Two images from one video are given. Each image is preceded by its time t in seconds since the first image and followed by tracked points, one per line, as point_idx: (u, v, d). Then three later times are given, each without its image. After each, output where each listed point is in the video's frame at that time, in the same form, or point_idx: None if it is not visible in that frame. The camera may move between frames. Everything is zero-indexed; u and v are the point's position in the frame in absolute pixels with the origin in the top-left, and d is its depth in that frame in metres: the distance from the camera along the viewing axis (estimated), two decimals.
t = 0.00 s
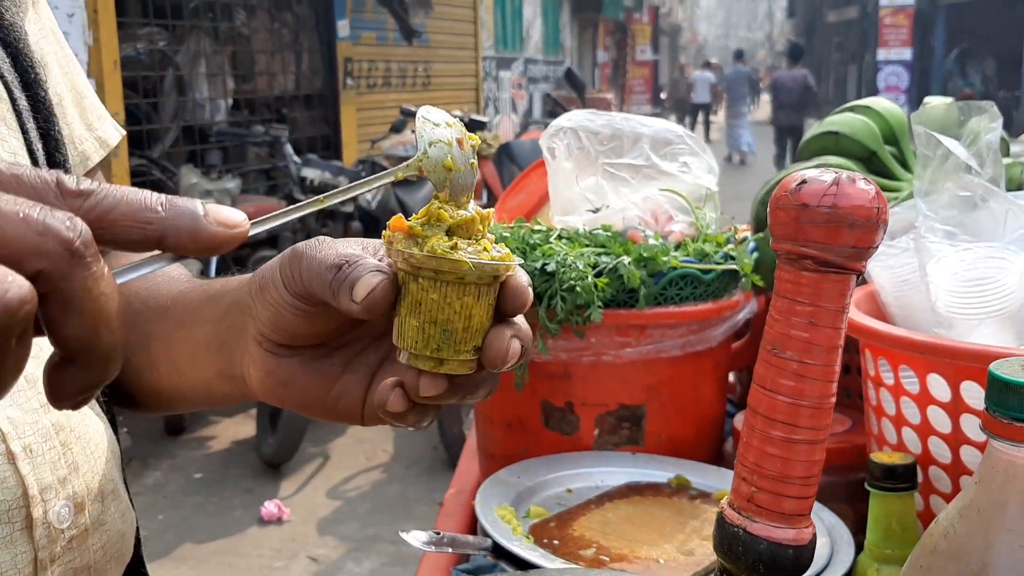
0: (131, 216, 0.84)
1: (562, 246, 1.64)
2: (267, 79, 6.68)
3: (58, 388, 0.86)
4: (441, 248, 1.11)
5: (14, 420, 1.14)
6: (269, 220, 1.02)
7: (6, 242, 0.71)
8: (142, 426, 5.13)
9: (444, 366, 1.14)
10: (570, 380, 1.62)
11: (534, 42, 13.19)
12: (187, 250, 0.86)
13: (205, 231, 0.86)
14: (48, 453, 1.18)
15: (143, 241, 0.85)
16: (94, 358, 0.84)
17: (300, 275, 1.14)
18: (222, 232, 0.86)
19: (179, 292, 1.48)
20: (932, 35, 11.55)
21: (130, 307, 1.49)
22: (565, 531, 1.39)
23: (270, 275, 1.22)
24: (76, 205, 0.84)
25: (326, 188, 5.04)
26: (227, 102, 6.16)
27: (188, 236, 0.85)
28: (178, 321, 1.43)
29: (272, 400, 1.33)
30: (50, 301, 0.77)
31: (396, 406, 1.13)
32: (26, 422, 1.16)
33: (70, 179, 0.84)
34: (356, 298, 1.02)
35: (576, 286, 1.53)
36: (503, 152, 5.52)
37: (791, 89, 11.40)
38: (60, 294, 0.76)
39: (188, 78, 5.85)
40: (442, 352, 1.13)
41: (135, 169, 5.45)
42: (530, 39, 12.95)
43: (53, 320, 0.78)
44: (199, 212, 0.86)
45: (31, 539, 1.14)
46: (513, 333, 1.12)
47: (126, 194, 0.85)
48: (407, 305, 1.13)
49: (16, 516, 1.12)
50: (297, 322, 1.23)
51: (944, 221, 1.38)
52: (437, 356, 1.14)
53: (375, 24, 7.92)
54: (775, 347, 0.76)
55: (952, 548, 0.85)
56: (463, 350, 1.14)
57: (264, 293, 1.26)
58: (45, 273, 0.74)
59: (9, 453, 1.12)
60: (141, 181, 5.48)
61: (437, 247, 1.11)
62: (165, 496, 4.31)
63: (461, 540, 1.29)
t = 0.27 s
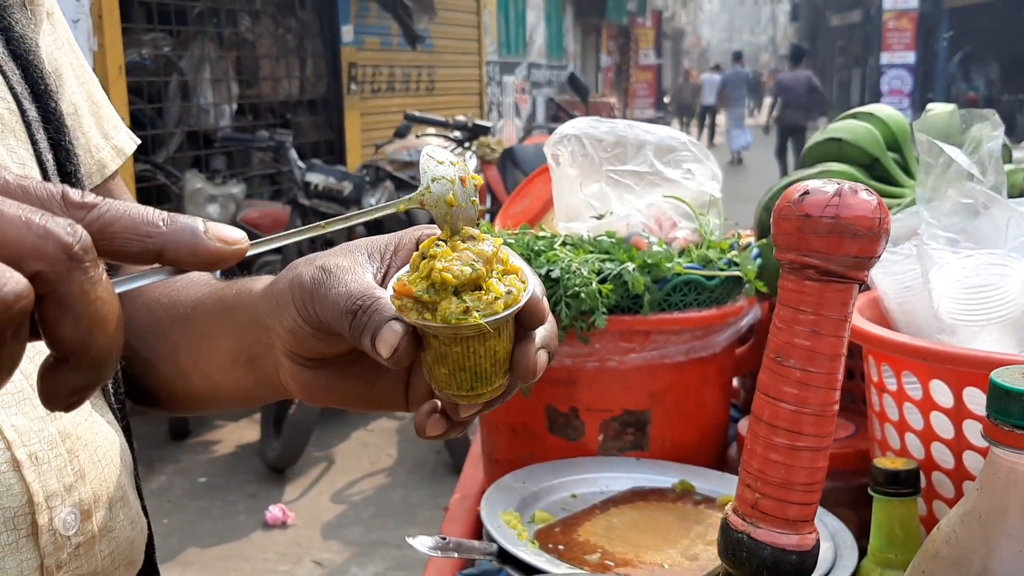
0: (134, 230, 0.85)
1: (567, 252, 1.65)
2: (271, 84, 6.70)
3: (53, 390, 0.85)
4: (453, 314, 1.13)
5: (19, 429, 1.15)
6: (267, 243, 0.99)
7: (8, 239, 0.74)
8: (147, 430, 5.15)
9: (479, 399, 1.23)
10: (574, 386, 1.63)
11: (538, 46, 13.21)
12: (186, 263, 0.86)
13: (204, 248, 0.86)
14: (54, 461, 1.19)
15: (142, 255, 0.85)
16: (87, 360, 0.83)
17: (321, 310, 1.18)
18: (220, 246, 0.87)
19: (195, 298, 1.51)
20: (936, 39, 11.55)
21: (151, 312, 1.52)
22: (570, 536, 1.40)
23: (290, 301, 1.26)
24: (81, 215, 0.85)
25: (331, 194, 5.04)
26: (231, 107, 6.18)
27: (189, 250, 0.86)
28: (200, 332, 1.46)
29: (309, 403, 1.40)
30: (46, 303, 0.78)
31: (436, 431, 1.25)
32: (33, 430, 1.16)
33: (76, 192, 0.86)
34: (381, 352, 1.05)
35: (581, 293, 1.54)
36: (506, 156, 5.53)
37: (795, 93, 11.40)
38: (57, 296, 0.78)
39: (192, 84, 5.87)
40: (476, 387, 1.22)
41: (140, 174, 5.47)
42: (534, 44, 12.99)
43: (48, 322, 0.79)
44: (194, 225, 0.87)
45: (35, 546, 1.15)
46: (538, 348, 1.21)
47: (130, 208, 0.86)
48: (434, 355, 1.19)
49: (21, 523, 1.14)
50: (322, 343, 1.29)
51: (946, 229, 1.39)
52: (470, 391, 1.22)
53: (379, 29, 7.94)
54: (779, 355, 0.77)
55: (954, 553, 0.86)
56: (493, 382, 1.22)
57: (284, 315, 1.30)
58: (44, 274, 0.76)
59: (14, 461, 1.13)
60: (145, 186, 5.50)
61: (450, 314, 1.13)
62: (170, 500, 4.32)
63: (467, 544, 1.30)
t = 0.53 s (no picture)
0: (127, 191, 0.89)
1: (569, 254, 1.65)
2: (274, 87, 6.71)
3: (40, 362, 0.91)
4: (452, 302, 1.12)
5: (31, 428, 1.15)
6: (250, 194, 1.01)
7: None
8: (149, 433, 5.15)
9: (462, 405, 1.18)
10: (577, 388, 1.63)
11: (540, 49, 13.22)
12: (171, 224, 0.90)
13: (189, 209, 0.90)
14: (66, 460, 1.19)
15: (127, 218, 0.89)
16: (73, 336, 0.90)
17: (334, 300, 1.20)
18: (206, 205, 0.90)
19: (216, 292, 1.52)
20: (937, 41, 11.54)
21: (157, 306, 1.52)
22: (573, 537, 1.40)
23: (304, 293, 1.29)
24: (59, 177, 0.89)
25: (332, 197, 5.07)
26: (234, 109, 6.19)
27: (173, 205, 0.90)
28: (217, 325, 1.48)
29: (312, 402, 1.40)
30: (28, 282, 0.83)
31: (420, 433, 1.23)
32: (45, 430, 1.17)
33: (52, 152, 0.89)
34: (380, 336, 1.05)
35: (583, 295, 1.54)
36: (508, 159, 5.54)
37: (796, 96, 11.40)
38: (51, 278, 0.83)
39: (195, 87, 5.88)
40: (461, 392, 1.17)
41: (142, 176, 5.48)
42: (536, 46, 12.98)
43: (31, 300, 0.85)
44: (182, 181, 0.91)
45: (48, 545, 1.15)
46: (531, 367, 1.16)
47: (113, 165, 0.90)
48: (430, 346, 1.16)
49: (34, 523, 1.14)
50: (331, 335, 1.30)
51: (948, 230, 1.39)
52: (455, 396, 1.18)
53: (381, 32, 7.95)
54: (781, 357, 0.77)
55: (956, 554, 0.86)
56: (481, 391, 1.18)
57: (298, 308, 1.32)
58: (24, 258, 0.81)
59: (28, 461, 1.14)
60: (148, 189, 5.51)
61: (448, 303, 1.12)
62: (172, 502, 4.32)
63: (470, 546, 1.30)
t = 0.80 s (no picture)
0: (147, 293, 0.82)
1: (567, 254, 1.65)
2: (274, 88, 6.72)
3: (84, 453, 0.87)
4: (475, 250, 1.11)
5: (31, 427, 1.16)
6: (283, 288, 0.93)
7: (24, 352, 0.73)
8: (149, 434, 5.15)
9: (423, 360, 1.12)
10: (575, 387, 1.63)
11: (540, 51, 13.22)
12: (200, 326, 0.83)
13: (219, 314, 0.83)
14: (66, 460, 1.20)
15: (159, 319, 0.82)
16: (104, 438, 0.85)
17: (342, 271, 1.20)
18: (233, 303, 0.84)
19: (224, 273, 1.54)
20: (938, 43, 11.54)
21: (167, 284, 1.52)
22: (570, 536, 1.40)
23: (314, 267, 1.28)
24: (95, 283, 0.81)
25: (332, 198, 5.08)
26: (234, 111, 6.18)
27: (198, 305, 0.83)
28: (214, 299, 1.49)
29: (276, 386, 1.38)
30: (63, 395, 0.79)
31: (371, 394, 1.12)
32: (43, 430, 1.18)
33: (88, 257, 0.81)
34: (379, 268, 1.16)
35: (582, 294, 1.54)
36: (508, 160, 5.54)
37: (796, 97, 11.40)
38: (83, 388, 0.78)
39: (194, 88, 5.88)
40: (428, 343, 1.12)
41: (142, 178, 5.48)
42: (536, 48, 12.98)
43: (70, 410, 0.80)
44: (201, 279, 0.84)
45: (48, 544, 1.15)
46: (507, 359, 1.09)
47: (147, 264, 0.83)
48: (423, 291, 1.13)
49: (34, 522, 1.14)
50: (329, 311, 1.29)
51: (947, 229, 1.39)
52: (425, 350, 1.12)
53: (381, 33, 7.95)
54: (777, 353, 0.77)
55: (952, 551, 0.86)
56: (453, 351, 1.11)
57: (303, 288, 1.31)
58: (60, 380, 0.76)
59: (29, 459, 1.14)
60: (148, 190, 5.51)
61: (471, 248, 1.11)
62: (172, 504, 4.32)
63: (468, 545, 1.30)
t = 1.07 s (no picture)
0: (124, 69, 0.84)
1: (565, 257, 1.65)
2: (273, 91, 6.72)
3: (83, 261, 0.90)
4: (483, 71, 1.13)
5: (33, 425, 1.09)
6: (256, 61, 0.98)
7: None
8: (148, 436, 5.15)
9: (523, 185, 1.10)
10: (573, 389, 1.63)
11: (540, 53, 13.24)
12: (179, 98, 0.86)
13: (193, 81, 0.86)
14: (71, 458, 1.12)
15: (134, 97, 0.84)
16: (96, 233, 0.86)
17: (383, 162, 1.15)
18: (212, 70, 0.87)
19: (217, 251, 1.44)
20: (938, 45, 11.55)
21: (169, 276, 1.42)
22: (568, 538, 1.39)
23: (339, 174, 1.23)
24: (51, 67, 0.82)
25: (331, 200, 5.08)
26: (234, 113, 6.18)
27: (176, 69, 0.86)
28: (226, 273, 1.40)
29: (348, 307, 1.33)
30: (35, 184, 0.79)
31: (487, 251, 1.09)
32: (48, 429, 1.10)
33: (41, 40, 0.83)
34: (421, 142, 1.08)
35: (580, 295, 1.54)
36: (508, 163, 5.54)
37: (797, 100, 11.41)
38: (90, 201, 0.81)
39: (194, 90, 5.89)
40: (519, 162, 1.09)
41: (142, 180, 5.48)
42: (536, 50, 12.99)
43: (47, 201, 0.81)
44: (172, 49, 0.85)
45: (54, 543, 1.10)
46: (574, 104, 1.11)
47: (104, 43, 0.84)
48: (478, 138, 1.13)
49: (40, 519, 1.09)
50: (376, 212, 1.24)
51: (945, 231, 1.39)
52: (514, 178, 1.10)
53: (381, 35, 7.96)
54: (773, 354, 0.77)
55: (950, 553, 0.85)
56: (540, 160, 1.09)
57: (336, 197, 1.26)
58: (23, 157, 0.76)
59: (35, 458, 1.08)
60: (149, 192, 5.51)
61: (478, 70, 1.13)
62: (171, 506, 4.32)
63: (465, 546, 1.30)
